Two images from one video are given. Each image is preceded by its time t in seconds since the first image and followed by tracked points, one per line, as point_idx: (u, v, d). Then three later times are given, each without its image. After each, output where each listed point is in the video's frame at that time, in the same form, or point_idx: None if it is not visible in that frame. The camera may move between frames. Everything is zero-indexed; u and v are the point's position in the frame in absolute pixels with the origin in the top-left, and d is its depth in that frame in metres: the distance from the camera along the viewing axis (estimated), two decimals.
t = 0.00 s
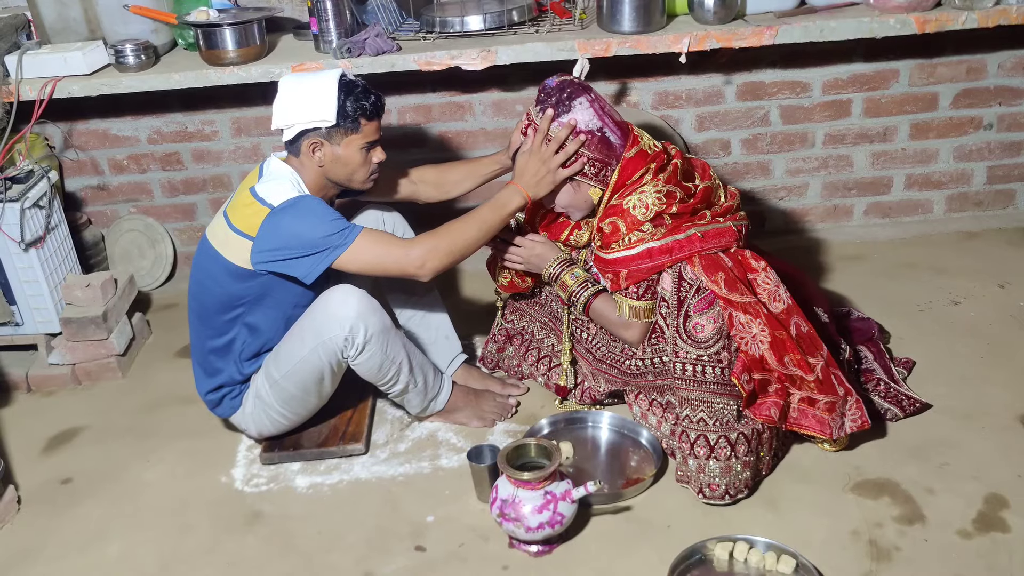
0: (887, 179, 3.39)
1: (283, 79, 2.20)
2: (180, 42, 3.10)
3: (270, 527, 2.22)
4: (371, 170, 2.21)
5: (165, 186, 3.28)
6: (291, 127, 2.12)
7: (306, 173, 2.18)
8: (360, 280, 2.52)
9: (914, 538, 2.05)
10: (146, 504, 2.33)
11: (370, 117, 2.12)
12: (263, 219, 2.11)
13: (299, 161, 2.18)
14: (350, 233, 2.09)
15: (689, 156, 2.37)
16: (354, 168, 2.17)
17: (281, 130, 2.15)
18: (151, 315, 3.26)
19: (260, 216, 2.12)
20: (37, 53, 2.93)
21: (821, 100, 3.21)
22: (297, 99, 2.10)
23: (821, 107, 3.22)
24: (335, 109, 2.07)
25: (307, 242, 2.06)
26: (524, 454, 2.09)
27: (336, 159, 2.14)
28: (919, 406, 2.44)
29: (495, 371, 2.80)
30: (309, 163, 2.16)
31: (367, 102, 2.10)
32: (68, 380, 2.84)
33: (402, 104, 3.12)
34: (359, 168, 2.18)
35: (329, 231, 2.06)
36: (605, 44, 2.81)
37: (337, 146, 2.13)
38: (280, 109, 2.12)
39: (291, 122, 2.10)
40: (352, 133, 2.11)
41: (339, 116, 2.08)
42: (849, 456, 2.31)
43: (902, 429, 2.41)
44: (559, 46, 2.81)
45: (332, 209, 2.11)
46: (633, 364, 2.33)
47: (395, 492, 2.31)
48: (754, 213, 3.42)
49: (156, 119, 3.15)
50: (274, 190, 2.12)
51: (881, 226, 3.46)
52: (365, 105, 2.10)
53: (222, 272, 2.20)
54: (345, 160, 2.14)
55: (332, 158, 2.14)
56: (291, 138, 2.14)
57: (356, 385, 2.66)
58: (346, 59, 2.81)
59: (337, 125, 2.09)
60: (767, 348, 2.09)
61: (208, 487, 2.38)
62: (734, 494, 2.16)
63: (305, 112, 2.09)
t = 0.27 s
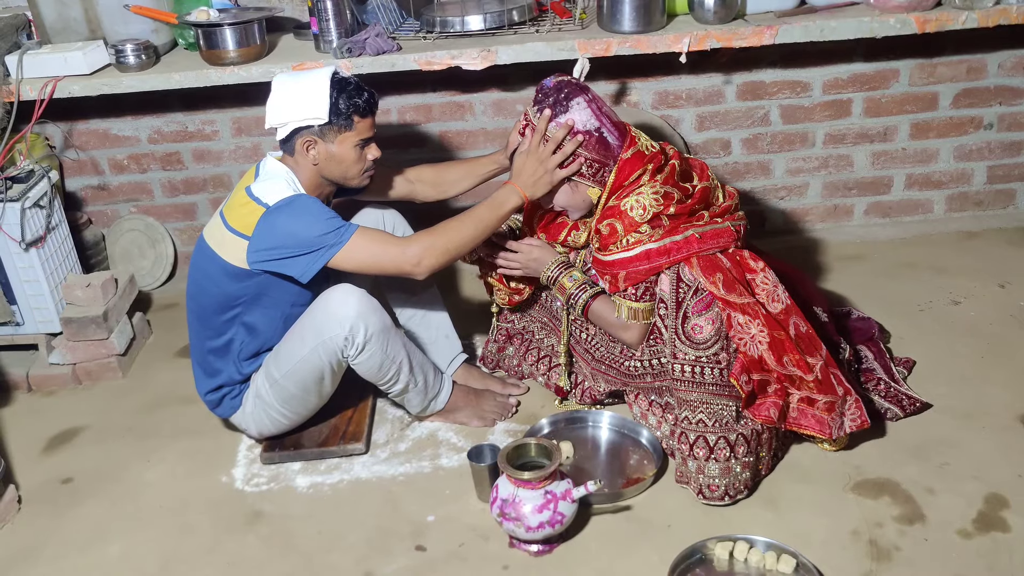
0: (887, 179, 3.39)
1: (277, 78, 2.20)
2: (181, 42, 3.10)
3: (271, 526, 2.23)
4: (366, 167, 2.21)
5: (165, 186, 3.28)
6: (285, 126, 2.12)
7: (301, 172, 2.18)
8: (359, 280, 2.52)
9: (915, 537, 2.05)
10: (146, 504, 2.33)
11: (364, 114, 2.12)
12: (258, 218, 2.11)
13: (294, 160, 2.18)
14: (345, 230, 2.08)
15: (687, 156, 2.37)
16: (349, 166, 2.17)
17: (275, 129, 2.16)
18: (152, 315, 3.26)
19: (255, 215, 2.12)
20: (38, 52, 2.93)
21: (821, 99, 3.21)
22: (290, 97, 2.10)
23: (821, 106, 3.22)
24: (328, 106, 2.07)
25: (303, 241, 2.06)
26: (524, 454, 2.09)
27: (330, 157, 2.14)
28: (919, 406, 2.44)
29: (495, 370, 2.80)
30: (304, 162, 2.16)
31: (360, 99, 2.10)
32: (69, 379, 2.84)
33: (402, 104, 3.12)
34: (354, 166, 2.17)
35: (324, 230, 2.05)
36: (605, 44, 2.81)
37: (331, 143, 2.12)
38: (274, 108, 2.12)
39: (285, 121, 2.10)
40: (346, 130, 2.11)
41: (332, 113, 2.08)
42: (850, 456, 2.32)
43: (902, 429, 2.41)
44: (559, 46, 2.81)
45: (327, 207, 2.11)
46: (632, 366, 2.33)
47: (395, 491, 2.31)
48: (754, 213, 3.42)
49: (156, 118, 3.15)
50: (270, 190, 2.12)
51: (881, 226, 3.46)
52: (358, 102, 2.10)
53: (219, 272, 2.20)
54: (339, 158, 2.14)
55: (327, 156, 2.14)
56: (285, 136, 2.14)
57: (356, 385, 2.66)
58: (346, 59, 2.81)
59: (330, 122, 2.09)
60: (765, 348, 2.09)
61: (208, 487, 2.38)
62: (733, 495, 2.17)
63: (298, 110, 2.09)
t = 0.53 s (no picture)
0: (888, 178, 3.38)
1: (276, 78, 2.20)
2: (182, 42, 3.10)
3: (271, 526, 2.23)
4: (365, 167, 2.21)
5: (166, 185, 3.28)
6: (284, 126, 2.12)
7: (301, 172, 2.18)
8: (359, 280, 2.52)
9: (915, 537, 2.05)
10: (147, 503, 2.33)
11: (362, 113, 2.12)
12: (257, 218, 2.11)
13: (294, 161, 2.18)
14: (345, 230, 2.08)
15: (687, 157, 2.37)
16: (348, 165, 2.17)
17: (274, 129, 2.16)
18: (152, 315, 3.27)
19: (254, 215, 2.12)
20: (39, 52, 2.93)
21: (822, 99, 3.21)
22: (288, 97, 2.10)
23: (821, 106, 3.22)
24: (326, 106, 2.07)
25: (302, 241, 2.06)
26: (524, 453, 2.09)
27: (329, 156, 2.14)
28: (920, 406, 2.44)
29: (495, 370, 2.79)
30: (303, 162, 2.16)
31: (358, 98, 2.10)
32: (69, 379, 2.85)
33: (403, 104, 3.12)
34: (353, 165, 2.17)
35: (323, 230, 2.06)
36: (606, 44, 2.81)
37: (329, 143, 2.12)
38: (273, 108, 2.12)
39: (283, 121, 2.11)
40: (344, 129, 2.11)
41: (330, 112, 2.08)
42: (850, 456, 2.31)
43: (903, 428, 2.41)
44: (560, 46, 2.81)
45: (326, 207, 2.11)
46: (631, 367, 2.33)
47: (396, 491, 2.31)
48: (755, 213, 3.42)
49: (157, 118, 3.15)
50: (269, 190, 2.12)
51: (882, 226, 3.46)
52: (356, 101, 2.10)
53: (219, 272, 2.20)
54: (338, 157, 2.14)
55: (325, 155, 2.14)
56: (284, 136, 2.14)
57: (357, 384, 2.66)
58: (347, 59, 2.82)
59: (328, 121, 2.09)
60: (764, 349, 2.09)
61: (209, 486, 2.38)
62: (732, 496, 2.17)
63: (296, 110, 2.09)
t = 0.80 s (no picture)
0: (889, 178, 3.38)
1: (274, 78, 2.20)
2: (183, 42, 3.10)
3: (272, 526, 2.23)
4: (364, 167, 2.21)
5: (167, 185, 3.28)
6: (282, 125, 2.12)
7: (300, 172, 2.18)
8: (360, 280, 2.52)
9: (917, 537, 2.05)
10: (148, 503, 2.33)
11: (360, 113, 2.12)
12: (256, 219, 2.11)
13: (292, 160, 2.18)
14: (344, 230, 2.08)
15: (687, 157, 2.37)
16: (347, 165, 2.17)
17: (272, 129, 2.16)
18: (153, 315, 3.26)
19: (253, 216, 2.12)
20: (40, 52, 2.93)
21: (823, 99, 3.21)
22: (287, 96, 2.10)
23: (823, 106, 3.22)
24: (324, 106, 2.07)
25: (301, 242, 2.06)
26: (526, 453, 2.09)
27: (327, 156, 2.14)
28: (921, 406, 2.43)
29: (496, 370, 2.79)
30: (302, 162, 2.16)
31: (356, 98, 2.10)
32: (70, 379, 2.85)
33: (404, 104, 3.12)
34: (352, 165, 2.17)
35: (321, 230, 2.05)
36: (607, 44, 2.81)
37: (328, 143, 2.12)
38: (271, 108, 2.12)
39: (281, 120, 2.10)
40: (342, 129, 2.11)
41: (328, 112, 2.08)
42: (852, 456, 2.31)
43: (904, 428, 2.40)
44: (561, 46, 2.81)
45: (325, 207, 2.11)
46: (631, 369, 2.33)
47: (397, 491, 2.31)
48: (756, 213, 3.41)
49: (158, 118, 3.15)
50: (268, 190, 2.12)
51: (883, 226, 3.46)
52: (354, 101, 2.09)
53: (218, 272, 2.20)
54: (337, 157, 2.14)
55: (324, 155, 2.14)
56: (283, 136, 2.14)
57: (358, 384, 2.66)
58: (348, 58, 2.82)
59: (326, 121, 2.09)
60: (764, 351, 2.09)
61: (210, 486, 2.38)
62: (733, 497, 2.17)
63: (294, 110, 2.09)
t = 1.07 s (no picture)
0: (891, 178, 3.38)
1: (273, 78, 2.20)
2: (184, 41, 3.10)
3: (274, 526, 2.22)
4: (364, 167, 2.21)
5: (168, 185, 3.28)
6: (281, 126, 2.12)
7: (300, 172, 2.18)
8: (361, 281, 2.52)
9: (919, 538, 2.05)
10: (150, 503, 2.33)
11: (360, 112, 2.12)
12: (256, 219, 2.11)
13: (293, 161, 2.18)
14: (345, 230, 2.08)
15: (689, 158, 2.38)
16: (347, 164, 2.17)
17: (271, 129, 2.15)
18: (155, 315, 3.26)
19: (252, 216, 2.11)
20: (41, 52, 2.93)
21: (825, 99, 3.20)
22: (286, 96, 2.10)
23: (825, 106, 3.21)
24: (324, 105, 2.07)
25: (302, 242, 2.05)
26: (528, 453, 2.09)
27: (327, 156, 2.14)
28: (924, 407, 2.43)
29: (498, 370, 2.80)
30: (302, 161, 2.16)
31: (355, 97, 2.10)
32: (72, 379, 2.85)
33: (405, 104, 3.12)
34: (352, 165, 2.17)
35: (322, 230, 2.05)
36: (609, 44, 2.81)
37: (328, 142, 2.12)
38: (270, 108, 2.12)
39: (281, 120, 2.10)
40: (342, 129, 2.11)
41: (327, 112, 2.08)
42: (854, 457, 2.31)
43: (906, 429, 2.40)
44: (562, 46, 2.81)
45: (325, 207, 2.11)
46: (633, 369, 2.33)
47: (399, 491, 2.31)
48: (757, 213, 3.41)
49: (159, 118, 3.15)
50: (268, 190, 2.12)
51: (884, 226, 3.45)
52: (354, 100, 2.09)
53: (219, 272, 2.20)
54: (337, 157, 2.14)
55: (323, 155, 2.14)
56: (283, 136, 2.14)
57: (360, 384, 2.66)
58: (350, 58, 2.82)
59: (326, 121, 2.09)
60: (767, 351, 2.09)
61: (212, 486, 2.38)
62: (735, 497, 2.16)
63: (293, 110, 2.08)
